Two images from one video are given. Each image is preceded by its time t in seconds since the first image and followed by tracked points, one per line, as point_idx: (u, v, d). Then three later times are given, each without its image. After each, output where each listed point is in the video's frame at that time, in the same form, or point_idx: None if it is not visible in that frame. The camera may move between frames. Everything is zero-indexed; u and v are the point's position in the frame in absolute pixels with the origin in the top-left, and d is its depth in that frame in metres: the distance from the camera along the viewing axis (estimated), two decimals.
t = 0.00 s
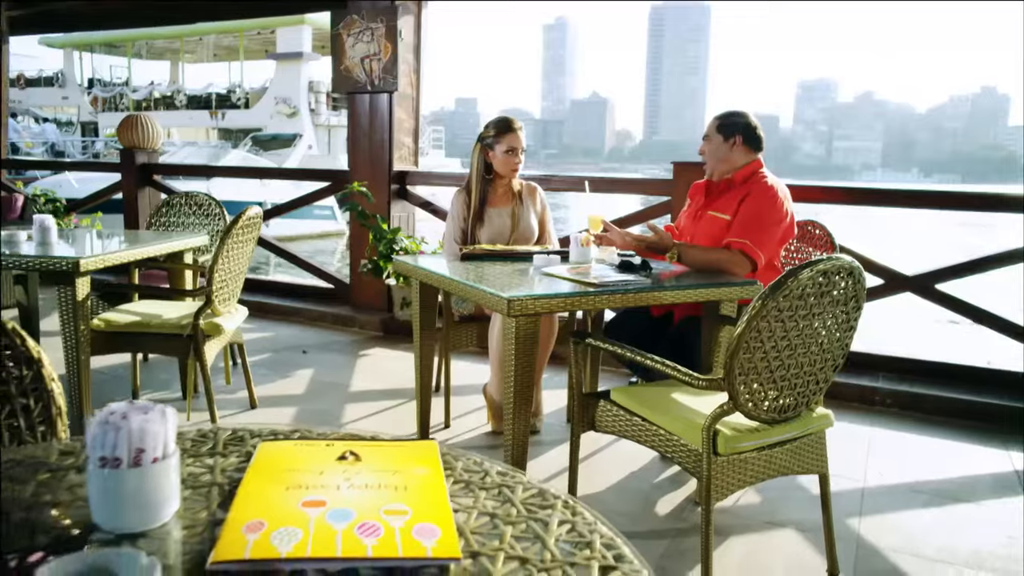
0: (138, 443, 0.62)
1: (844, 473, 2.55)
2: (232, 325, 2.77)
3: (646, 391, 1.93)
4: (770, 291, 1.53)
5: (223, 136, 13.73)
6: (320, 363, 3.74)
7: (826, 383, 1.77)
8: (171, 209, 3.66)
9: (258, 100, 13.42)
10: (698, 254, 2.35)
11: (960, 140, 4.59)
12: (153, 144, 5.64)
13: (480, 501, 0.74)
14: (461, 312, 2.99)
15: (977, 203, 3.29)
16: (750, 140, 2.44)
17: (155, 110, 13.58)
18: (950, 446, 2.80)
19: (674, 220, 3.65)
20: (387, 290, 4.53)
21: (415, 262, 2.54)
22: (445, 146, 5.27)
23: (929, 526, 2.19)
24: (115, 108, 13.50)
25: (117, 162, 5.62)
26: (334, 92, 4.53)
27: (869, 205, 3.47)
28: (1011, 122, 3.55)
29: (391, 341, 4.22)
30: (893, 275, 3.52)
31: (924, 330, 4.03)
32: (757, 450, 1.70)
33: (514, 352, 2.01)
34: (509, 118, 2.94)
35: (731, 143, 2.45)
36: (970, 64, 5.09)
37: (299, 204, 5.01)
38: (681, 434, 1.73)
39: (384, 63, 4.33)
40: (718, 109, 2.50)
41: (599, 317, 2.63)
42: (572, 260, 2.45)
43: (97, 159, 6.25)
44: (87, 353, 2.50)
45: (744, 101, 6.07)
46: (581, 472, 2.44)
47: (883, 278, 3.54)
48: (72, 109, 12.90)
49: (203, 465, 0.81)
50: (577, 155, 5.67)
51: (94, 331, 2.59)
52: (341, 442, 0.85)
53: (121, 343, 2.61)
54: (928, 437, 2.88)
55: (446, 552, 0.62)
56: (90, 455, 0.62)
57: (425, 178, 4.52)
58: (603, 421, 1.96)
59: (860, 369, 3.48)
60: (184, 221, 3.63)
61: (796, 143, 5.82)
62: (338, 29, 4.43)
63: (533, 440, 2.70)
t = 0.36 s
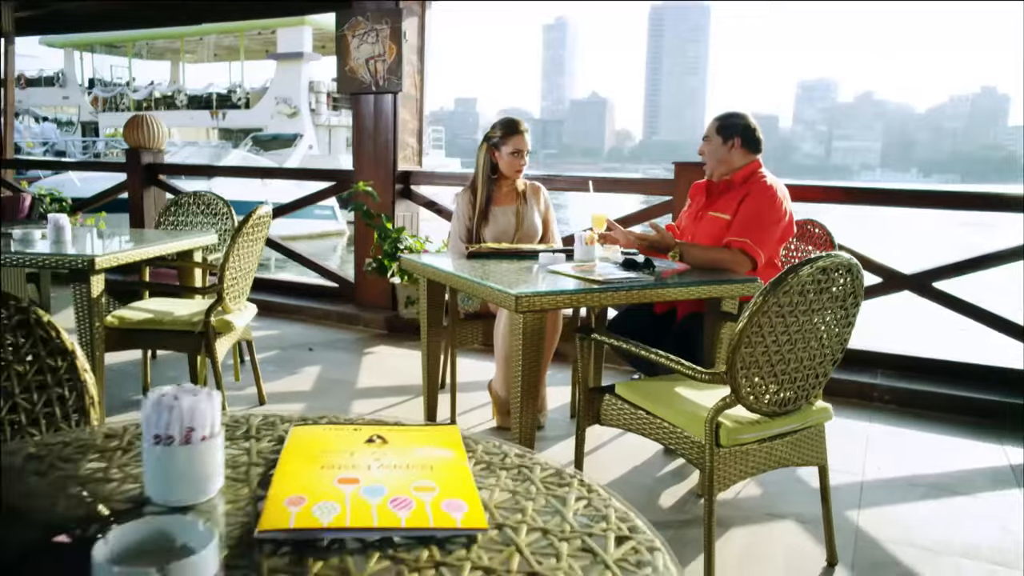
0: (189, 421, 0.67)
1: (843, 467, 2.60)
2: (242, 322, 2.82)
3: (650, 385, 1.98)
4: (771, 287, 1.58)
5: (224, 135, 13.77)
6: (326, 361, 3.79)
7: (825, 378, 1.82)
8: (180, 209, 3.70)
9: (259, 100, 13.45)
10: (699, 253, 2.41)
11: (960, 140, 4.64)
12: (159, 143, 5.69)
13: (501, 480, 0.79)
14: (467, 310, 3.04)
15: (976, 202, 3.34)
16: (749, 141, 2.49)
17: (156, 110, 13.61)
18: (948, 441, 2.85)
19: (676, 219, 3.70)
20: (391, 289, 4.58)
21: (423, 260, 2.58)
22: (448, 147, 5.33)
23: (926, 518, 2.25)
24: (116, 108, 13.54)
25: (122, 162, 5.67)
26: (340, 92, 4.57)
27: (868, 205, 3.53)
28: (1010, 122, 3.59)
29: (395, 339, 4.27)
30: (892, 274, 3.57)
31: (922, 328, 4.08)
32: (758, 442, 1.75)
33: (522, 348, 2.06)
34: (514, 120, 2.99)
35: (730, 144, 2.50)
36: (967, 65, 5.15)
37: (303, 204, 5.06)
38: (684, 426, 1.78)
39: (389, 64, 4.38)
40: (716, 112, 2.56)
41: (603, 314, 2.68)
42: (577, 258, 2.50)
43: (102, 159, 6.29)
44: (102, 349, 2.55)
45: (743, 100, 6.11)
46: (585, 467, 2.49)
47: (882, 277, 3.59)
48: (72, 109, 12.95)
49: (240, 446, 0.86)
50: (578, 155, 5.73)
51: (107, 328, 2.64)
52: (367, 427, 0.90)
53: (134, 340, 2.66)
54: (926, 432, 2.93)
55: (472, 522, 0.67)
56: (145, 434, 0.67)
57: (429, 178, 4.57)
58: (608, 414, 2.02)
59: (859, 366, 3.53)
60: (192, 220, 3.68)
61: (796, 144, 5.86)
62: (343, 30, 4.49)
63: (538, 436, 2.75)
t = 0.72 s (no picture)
0: (231, 403, 0.72)
1: (841, 461, 2.66)
2: (252, 319, 2.88)
3: (653, 379, 2.04)
4: (771, 283, 1.63)
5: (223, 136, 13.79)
6: (331, 358, 3.84)
7: (824, 372, 1.87)
8: (188, 208, 3.76)
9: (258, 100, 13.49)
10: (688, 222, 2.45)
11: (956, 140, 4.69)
12: (163, 144, 5.73)
13: (519, 461, 0.84)
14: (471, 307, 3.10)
15: (974, 201, 3.40)
16: (731, 146, 2.55)
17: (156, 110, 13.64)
18: (943, 436, 2.90)
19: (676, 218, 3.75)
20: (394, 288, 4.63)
21: (429, 258, 2.63)
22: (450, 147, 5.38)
23: (922, 510, 2.30)
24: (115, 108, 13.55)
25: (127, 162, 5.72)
26: (343, 93, 4.62)
27: (865, 204, 3.58)
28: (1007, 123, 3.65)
29: (399, 338, 4.32)
30: (889, 272, 3.63)
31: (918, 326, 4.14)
32: (758, 434, 1.81)
33: (528, 343, 2.12)
34: (519, 121, 3.04)
35: (712, 150, 2.57)
36: (963, 66, 5.21)
37: (306, 204, 5.11)
38: (687, 419, 1.83)
39: (392, 65, 4.43)
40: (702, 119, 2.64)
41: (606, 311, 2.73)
42: (581, 256, 2.56)
43: (105, 159, 6.34)
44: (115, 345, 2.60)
45: (742, 100, 6.16)
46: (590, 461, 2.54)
47: (879, 275, 3.65)
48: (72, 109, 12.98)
49: (272, 430, 0.91)
50: (579, 155, 5.77)
51: (120, 325, 2.70)
52: (389, 412, 0.95)
53: (146, 337, 2.71)
54: (922, 428, 2.99)
55: (494, 496, 0.72)
56: (191, 416, 0.72)
57: (432, 177, 4.62)
58: (612, 408, 2.07)
59: (856, 363, 3.58)
60: (200, 220, 3.73)
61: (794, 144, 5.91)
62: (347, 32, 4.54)
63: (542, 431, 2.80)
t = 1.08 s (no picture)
0: (267, 389, 0.77)
1: (838, 456, 2.71)
2: (260, 317, 2.93)
3: (656, 374, 2.09)
4: (771, 280, 1.68)
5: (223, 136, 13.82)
6: (336, 356, 3.89)
7: (822, 367, 1.92)
8: (194, 207, 3.80)
9: (258, 101, 13.50)
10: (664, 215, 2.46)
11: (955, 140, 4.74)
12: (167, 144, 5.78)
13: (533, 444, 0.89)
14: (476, 305, 3.14)
15: (973, 201, 3.45)
16: (714, 149, 2.61)
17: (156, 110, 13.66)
18: (940, 432, 2.95)
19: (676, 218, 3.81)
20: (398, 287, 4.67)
21: (435, 256, 2.69)
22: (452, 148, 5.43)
23: (918, 503, 2.35)
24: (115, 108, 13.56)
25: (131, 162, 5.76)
26: (347, 94, 4.67)
27: (862, 204, 3.64)
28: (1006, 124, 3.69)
29: (403, 336, 4.37)
30: (886, 271, 3.68)
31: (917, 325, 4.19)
32: (758, 427, 1.86)
33: (533, 339, 2.18)
34: (522, 122, 3.09)
35: (696, 152, 2.63)
36: (959, 67, 5.28)
37: (309, 204, 5.15)
38: (689, 413, 1.89)
39: (396, 67, 4.47)
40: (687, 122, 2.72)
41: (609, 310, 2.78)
42: (584, 254, 2.60)
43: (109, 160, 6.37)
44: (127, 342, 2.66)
45: (741, 101, 6.21)
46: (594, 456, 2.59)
47: (877, 274, 3.70)
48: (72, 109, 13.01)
49: (299, 416, 0.96)
50: (579, 155, 5.83)
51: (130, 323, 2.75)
52: (406, 400, 1.01)
53: (156, 334, 2.77)
54: (919, 424, 3.04)
55: (512, 475, 0.77)
56: (229, 401, 0.77)
57: (434, 178, 4.67)
58: (616, 403, 2.12)
59: (855, 361, 3.63)
60: (206, 219, 3.78)
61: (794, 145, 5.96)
62: (351, 34, 4.58)
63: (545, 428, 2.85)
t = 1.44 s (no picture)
0: (299, 375, 0.82)
1: (837, 451, 2.76)
2: (269, 314, 2.98)
3: (658, 370, 2.14)
4: (771, 278, 1.73)
5: (224, 137, 13.86)
6: (341, 354, 3.93)
7: (821, 362, 1.97)
8: (201, 207, 3.85)
9: (259, 101, 13.53)
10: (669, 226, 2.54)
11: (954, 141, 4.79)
12: (172, 144, 5.84)
13: (546, 430, 0.94)
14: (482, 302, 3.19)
15: (971, 201, 3.50)
16: (705, 149, 2.65)
17: (157, 111, 13.69)
18: (936, 428, 3.00)
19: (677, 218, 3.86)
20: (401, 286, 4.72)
21: (441, 254, 2.74)
22: (454, 148, 5.48)
23: (914, 496, 2.40)
24: (115, 108, 13.59)
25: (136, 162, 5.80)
26: (351, 96, 4.71)
27: (860, 204, 3.69)
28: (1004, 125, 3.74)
29: (406, 335, 4.41)
30: (884, 270, 3.73)
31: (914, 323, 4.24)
32: (759, 421, 1.91)
33: (539, 335, 2.23)
34: (526, 122, 3.14)
35: (689, 153, 2.68)
36: (955, 67, 5.34)
37: (313, 204, 5.20)
38: (691, 407, 1.94)
39: (399, 68, 4.52)
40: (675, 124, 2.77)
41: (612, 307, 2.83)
42: (587, 253, 2.65)
43: (113, 160, 6.42)
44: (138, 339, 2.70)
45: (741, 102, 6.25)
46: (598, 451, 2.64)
47: (875, 273, 3.75)
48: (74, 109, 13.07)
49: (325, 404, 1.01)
50: (580, 155, 5.87)
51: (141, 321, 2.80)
52: (422, 391, 1.05)
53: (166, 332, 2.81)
54: (916, 420, 3.09)
55: (529, 458, 0.82)
56: (263, 388, 0.82)
57: (438, 178, 4.72)
58: (620, 398, 2.17)
59: (854, 359, 3.68)
60: (213, 219, 3.83)
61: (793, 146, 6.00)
62: (355, 36, 4.62)
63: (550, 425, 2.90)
